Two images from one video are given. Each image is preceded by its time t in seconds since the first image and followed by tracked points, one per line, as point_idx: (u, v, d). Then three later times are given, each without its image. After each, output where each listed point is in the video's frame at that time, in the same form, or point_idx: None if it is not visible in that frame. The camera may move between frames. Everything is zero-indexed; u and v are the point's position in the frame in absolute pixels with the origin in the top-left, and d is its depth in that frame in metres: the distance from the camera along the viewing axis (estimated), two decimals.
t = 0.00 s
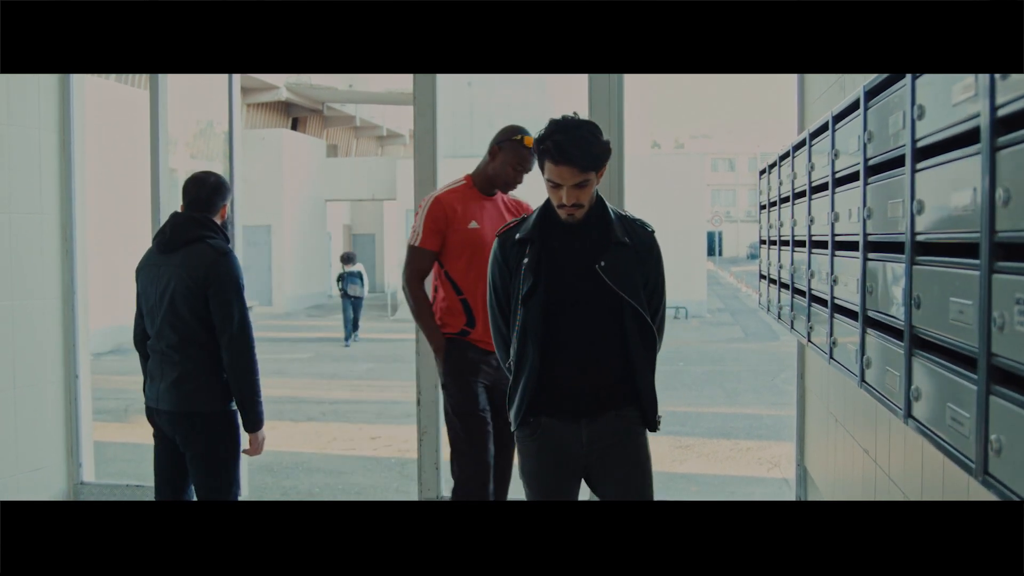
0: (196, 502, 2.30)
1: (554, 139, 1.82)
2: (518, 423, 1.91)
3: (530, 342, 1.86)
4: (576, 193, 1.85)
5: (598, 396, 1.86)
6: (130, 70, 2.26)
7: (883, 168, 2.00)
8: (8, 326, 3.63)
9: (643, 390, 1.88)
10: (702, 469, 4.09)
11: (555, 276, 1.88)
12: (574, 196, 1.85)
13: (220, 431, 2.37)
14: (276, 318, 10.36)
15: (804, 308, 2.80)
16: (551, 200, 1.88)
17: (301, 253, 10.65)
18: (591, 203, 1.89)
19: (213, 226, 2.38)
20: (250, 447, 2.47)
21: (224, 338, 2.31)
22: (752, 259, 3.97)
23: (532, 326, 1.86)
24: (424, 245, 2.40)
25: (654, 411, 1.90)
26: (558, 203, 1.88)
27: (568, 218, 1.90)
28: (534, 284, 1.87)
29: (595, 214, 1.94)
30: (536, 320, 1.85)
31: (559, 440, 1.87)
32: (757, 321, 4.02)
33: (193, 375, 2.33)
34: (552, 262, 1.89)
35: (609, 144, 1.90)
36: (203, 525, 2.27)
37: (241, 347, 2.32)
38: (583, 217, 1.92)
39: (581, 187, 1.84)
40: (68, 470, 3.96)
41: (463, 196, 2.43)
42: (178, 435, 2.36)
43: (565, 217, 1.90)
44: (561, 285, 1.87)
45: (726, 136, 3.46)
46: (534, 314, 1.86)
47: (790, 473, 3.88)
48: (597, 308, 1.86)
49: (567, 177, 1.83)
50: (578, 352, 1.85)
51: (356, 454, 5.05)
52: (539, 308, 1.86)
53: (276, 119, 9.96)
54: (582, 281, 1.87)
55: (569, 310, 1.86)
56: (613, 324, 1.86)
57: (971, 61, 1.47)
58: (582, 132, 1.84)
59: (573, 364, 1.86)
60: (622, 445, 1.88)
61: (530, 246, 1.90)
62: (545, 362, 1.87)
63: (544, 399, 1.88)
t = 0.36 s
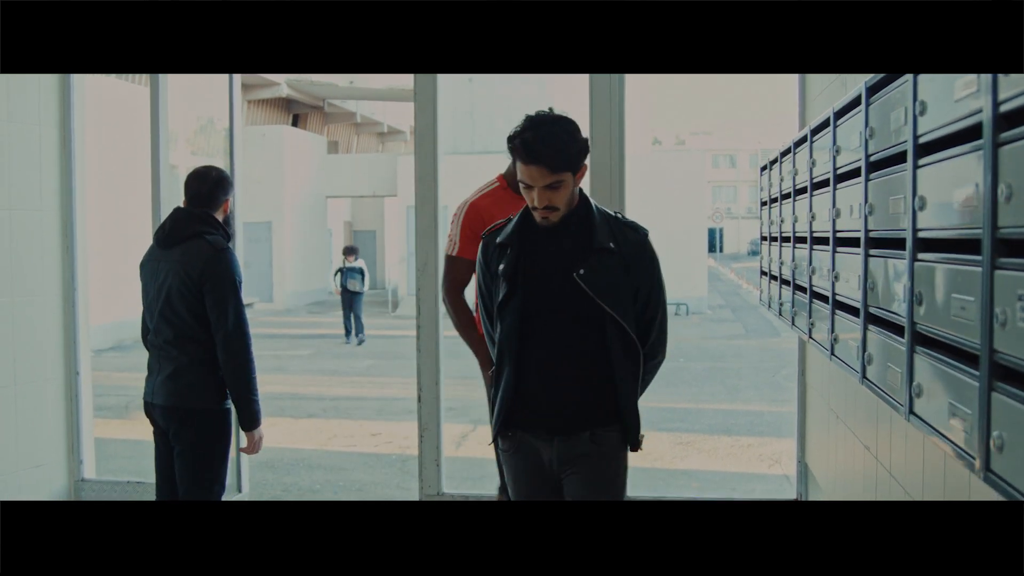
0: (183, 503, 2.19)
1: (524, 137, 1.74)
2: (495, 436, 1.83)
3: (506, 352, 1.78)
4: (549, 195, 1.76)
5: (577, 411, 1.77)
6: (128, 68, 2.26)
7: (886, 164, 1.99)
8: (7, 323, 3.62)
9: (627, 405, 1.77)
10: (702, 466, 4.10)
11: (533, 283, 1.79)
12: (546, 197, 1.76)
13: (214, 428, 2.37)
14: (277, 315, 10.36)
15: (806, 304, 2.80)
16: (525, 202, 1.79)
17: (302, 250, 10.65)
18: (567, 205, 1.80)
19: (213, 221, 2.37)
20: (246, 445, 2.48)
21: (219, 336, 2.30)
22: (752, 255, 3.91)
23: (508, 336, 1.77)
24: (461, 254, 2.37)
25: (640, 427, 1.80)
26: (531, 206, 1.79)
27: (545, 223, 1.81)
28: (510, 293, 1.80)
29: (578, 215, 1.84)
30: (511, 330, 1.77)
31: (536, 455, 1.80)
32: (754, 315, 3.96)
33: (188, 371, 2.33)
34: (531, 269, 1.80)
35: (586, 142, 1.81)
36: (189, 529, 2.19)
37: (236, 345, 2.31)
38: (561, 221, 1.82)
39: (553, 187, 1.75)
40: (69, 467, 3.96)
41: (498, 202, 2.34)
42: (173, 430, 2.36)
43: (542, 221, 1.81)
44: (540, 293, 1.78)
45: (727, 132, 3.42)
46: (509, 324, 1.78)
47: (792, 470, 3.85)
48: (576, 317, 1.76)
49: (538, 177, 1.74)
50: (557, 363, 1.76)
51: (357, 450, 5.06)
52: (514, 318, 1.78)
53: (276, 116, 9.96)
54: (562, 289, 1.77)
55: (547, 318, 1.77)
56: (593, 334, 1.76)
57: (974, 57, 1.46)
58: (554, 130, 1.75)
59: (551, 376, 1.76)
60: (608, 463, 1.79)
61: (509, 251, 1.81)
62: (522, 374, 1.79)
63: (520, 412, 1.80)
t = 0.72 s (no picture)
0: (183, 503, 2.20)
1: (477, 114, 1.63)
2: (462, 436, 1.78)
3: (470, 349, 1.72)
4: (502, 179, 1.67)
5: (544, 412, 1.67)
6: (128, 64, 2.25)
7: (887, 160, 1.99)
8: (7, 320, 3.62)
9: (595, 410, 1.66)
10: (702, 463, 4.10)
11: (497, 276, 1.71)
12: (500, 181, 1.67)
13: (213, 426, 2.38)
14: (277, 311, 10.37)
15: (806, 301, 2.81)
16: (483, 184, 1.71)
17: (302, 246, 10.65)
18: (528, 190, 1.69)
19: (213, 219, 2.37)
20: (247, 444, 2.49)
21: (219, 333, 2.30)
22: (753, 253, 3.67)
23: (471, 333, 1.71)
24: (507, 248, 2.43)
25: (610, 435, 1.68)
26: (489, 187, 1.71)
27: (506, 208, 1.72)
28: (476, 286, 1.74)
29: (551, 201, 1.74)
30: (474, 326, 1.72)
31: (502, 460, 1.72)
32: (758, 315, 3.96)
33: (188, 369, 2.33)
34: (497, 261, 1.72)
35: (552, 124, 1.68)
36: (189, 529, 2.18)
37: (236, 345, 2.32)
38: (526, 206, 1.72)
39: (507, 170, 1.66)
40: (69, 464, 3.97)
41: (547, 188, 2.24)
42: (175, 428, 2.37)
43: (505, 206, 1.73)
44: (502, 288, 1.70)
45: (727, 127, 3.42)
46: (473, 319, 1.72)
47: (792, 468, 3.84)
48: (539, 314, 1.66)
49: (490, 157, 1.65)
50: (518, 362, 1.67)
51: (357, 447, 5.07)
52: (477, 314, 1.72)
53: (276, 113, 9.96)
54: (525, 284, 1.68)
55: (510, 315, 1.69)
56: (557, 332, 1.66)
57: (975, 54, 1.46)
58: (511, 109, 1.64)
59: (513, 376, 1.68)
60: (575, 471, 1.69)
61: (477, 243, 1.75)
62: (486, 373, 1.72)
63: (485, 411, 1.74)
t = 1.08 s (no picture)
0: (183, 503, 2.20)
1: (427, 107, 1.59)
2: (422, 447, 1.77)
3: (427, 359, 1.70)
4: (455, 176, 1.61)
5: (506, 425, 1.65)
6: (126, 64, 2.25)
7: (887, 160, 1.99)
8: (7, 320, 3.62)
9: (558, 425, 1.63)
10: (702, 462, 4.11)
11: (455, 283, 1.68)
12: (452, 180, 1.62)
13: (214, 426, 2.38)
14: (277, 312, 10.37)
15: (806, 301, 2.81)
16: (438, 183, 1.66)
17: (302, 246, 10.66)
18: (483, 190, 1.64)
19: (213, 219, 2.37)
20: (250, 443, 2.49)
21: (220, 333, 2.30)
22: (752, 252, 3.94)
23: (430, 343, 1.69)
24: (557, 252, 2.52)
25: (575, 451, 1.66)
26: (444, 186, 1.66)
27: (461, 208, 1.67)
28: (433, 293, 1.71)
29: (511, 202, 1.68)
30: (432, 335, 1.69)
31: (465, 472, 1.71)
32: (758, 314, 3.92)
33: (190, 370, 2.33)
34: (456, 268, 1.69)
35: (507, 120, 1.62)
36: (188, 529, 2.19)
37: (238, 345, 2.31)
38: (484, 207, 1.67)
39: (458, 168, 1.61)
40: (69, 464, 3.97)
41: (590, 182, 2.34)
42: (176, 428, 2.37)
43: (461, 207, 1.67)
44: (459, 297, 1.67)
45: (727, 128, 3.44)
46: (431, 328, 1.70)
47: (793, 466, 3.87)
48: (498, 325, 1.63)
49: (441, 153, 1.61)
50: (479, 372, 1.65)
51: (358, 447, 5.07)
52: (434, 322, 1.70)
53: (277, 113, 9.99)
54: (484, 292, 1.65)
55: (469, 325, 1.66)
56: (518, 343, 1.63)
57: (975, 53, 1.46)
58: (463, 103, 1.59)
59: (473, 388, 1.66)
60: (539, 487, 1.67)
61: (436, 248, 1.72)
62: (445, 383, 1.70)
63: (446, 421, 1.73)
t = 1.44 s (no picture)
0: (183, 503, 2.19)
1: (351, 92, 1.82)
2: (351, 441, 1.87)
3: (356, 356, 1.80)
4: (382, 161, 1.83)
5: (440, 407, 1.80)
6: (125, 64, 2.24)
7: (886, 160, 1.99)
8: (7, 320, 3.62)
9: (493, 414, 1.81)
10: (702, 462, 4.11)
11: (382, 279, 1.81)
12: (378, 164, 1.83)
13: (215, 426, 2.38)
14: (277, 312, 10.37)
15: (806, 301, 2.80)
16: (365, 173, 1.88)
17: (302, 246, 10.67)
18: (410, 176, 1.83)
19: (213, 218, 2.38)
20: (249, 443, 2.48)
21: (218, 333, 2.30)
22: (752, 252, 4.01)
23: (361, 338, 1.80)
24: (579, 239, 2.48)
25: (510, 445, 1.84)
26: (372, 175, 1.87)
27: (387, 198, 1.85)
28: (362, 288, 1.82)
29: (436, 191, 1.86)
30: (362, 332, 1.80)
31: (400, 453, 1.84)
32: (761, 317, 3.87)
33: (190, 371, 2.33)
34: (383, 264, 1.82)
35: (431, 108, 1.87)
36: (189, 528, 2.18)
37: (238, 345, 2.31)
38: (411, 197, 1.85)
39: (385, 151, 1.84)
40: (69, 464, 3.97)
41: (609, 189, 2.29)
42: (177, 429, 2.37)
43: (388, 197, 1.86)
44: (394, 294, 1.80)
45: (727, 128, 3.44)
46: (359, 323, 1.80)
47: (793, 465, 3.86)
48: (434, 320, 1.78)
49: (368, 138, 1.84)
50: (416, 362, 1.80)
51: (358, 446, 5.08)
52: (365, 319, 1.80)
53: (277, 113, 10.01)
54: (417, 288, 1.79)
55: (403, 321, 1.79)
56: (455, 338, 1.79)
57: (975, 53, 1.46)
58: (386, 90, 1.84)
59: (409, 382, 1.80)
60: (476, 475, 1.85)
61: (358, 246, 1.84)
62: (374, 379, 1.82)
63: (375, 415, 1.84)
